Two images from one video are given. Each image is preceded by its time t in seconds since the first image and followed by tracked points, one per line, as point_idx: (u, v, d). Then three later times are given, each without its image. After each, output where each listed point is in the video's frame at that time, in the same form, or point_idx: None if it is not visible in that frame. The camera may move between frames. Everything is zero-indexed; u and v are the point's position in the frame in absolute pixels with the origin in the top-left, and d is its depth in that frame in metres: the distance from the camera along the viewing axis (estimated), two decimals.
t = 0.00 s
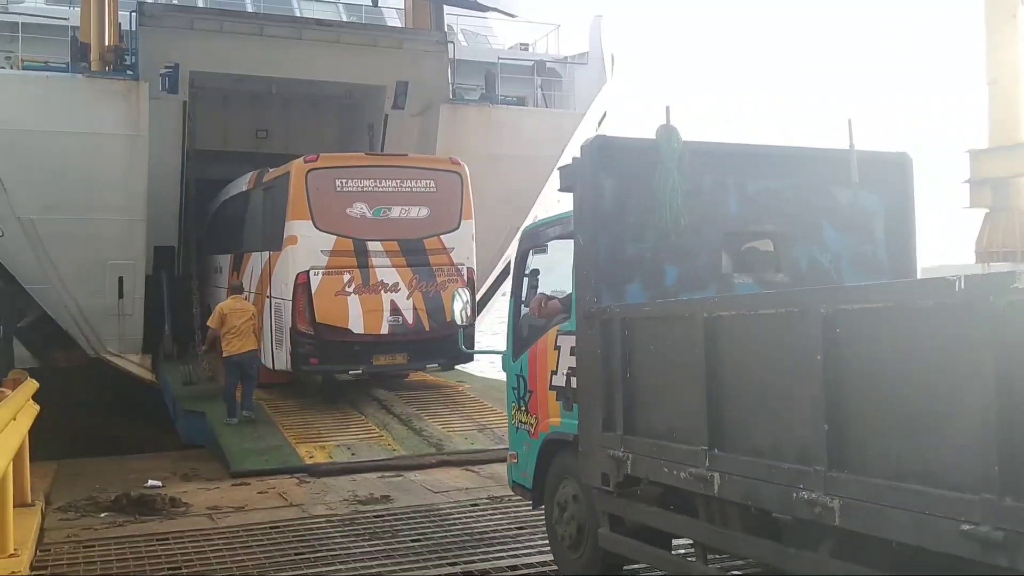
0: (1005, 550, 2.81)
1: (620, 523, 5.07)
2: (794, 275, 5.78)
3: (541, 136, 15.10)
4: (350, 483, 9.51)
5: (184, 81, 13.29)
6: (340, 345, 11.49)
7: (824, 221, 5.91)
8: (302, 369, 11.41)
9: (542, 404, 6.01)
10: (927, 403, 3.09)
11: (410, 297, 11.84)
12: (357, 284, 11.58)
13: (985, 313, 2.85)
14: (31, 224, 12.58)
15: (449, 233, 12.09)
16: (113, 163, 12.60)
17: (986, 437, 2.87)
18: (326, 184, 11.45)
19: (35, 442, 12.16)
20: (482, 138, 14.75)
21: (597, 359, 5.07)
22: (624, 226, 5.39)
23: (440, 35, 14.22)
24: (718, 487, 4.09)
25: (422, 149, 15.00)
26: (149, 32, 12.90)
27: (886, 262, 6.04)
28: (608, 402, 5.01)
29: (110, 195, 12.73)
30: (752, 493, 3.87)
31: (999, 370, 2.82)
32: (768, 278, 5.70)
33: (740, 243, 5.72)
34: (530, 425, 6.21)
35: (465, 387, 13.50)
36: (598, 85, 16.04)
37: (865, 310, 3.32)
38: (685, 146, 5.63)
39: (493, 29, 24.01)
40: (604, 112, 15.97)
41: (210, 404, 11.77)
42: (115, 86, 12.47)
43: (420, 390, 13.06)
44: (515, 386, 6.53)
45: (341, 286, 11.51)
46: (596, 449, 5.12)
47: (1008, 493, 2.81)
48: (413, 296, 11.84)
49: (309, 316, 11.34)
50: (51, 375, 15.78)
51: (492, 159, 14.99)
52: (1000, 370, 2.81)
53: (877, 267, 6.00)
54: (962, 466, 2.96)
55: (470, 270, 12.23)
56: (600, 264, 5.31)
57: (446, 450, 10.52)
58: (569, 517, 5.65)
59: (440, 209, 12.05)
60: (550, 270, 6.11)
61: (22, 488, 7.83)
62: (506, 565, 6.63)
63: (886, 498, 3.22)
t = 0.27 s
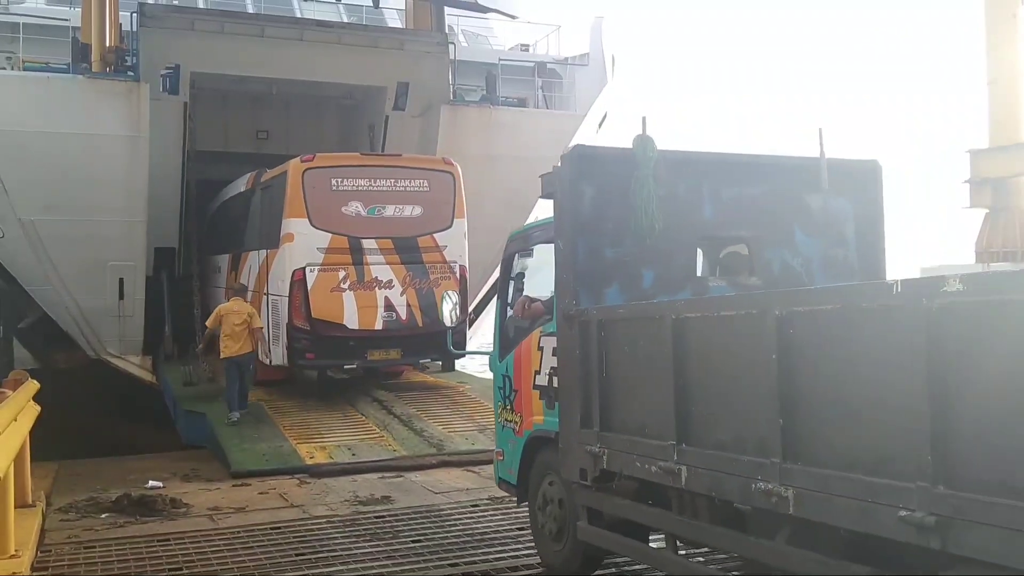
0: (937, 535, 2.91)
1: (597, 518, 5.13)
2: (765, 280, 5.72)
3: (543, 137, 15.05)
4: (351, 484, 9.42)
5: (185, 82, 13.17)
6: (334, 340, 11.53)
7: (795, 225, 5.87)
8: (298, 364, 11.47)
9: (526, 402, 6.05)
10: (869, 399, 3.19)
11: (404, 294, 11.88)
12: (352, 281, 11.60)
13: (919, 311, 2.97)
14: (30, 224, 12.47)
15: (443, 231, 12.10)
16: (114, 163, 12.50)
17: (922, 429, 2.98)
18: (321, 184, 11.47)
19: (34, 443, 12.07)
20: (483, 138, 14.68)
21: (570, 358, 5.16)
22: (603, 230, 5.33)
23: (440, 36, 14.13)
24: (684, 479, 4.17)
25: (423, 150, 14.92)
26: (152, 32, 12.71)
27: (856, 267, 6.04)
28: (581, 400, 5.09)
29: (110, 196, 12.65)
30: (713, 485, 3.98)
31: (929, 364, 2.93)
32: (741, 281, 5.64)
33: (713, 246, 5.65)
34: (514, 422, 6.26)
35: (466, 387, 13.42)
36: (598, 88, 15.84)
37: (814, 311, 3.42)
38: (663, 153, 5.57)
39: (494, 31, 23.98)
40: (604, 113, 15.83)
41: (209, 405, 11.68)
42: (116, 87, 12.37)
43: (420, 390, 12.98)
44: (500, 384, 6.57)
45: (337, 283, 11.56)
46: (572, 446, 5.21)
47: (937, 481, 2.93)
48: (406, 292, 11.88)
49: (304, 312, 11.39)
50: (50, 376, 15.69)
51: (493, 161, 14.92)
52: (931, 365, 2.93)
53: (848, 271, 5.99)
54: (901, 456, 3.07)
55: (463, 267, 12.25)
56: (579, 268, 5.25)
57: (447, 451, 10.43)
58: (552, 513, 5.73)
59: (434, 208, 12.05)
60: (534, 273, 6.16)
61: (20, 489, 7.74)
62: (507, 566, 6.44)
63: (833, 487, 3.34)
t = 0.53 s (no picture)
0: (889, 522, 3.12)
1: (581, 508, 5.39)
2: (745, 280, 5.90)
3: (544, 139, 15.00)
4: (352, 483, 9.38)
5: (186, 83, 13.17)
6: (329, 338, 11.59)
7: (774, 227, 6.05)
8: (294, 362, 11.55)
9: (514, 397, 6.27)
10: (830, 394, 3.41)
11: (399, 293, 11.94)
12: (347, 280, 11.70)
13: (874, 312, 3.19)
14: (31, 224, 12.43)
15: (437, 232, 12.19)
16: (114, 164, 12.45)
17: (875, 423, 3.20)
18: (317, 185, 11.63)
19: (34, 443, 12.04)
20: (484, 138, 14.65)
21: (556, 356, 5.37)
22: (586, 232, 5.54)
23: (441, 37, 13.97)
24: (659, 472, 4.42)
25: (424, 151, 14.87)
26: (154, 32, 12.65)
27: (835, 266, 6.19)
28: (564, 397, 5.31)
29: (112, 195, 12.60)
30: (686, 477, 4.21)
31: (883, 360, 3.16)
32: (721, 281, 5.83)
33: (694, 247, 5.86)
34: (503, 417, 6.49)
35: (467, 386, 13.40)
36: (600, 89, 15.63)
37: (779, 312, 3.64)
38: (645, 158, 5.77)
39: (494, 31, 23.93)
40: (607, 114, 15.62)
41: (209, 405, 11.63)
42: (117, 87, 12.31)
43: (421, 390, 12.95)
44: (490, 380, 6.80)
45: (332, 282, 11.67)
46: (553, 440, 5.45)
47: (889, 471, 3.15)
48: (401, 291, 11.94)
49: (301, 310, 11.49)
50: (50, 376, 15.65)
51: (493, 161, 14.91)
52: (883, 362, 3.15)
53: (828, 270, 6.13)
54: (857, 448, 3.29)
55: (457, 267, 12.30)
56: (562, 269, 5.47)
57: (448, 450, 10.39)
58: (536, 504, 6.00)
59: (428, 210, 12.16)
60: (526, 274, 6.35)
61: (21, 489, 7.71)
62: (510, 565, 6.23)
63: (796, 479, 3.55)
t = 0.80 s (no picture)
0: (841, 512, 3.31)
1: (564, 502, 5.61)
2: (722, 282, 6.08)
3: (544, 139, 15.01)
4: (352, 483, 9.35)
5: (187, 83, 12.97)
6: (324, 334, 11.75)
7: (752, 231, 6.20)
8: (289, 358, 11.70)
9: (500, 396, 6.47)
10: (788, 391, 3.62)
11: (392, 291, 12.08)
12: (341, 278, 11.84)
13: (826, 313, 3.40)
14: (31, 225, 12.37)
15: (429, 231, 12.30)
16: (115, 165, 12.37)
17: (879, 420, 3.19)
18: (313, 186, 11.72)
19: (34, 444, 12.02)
20: (484, 139, 14.63)
21: (539, 356, 5.57)
22: (569, 237, 5.74)
23: (443, 38, 13.83)
24: (633, 466, 4.65)
25: (424, 152, 14.81)
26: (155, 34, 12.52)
27: (811, 269, 6.34)
28: (546, 395, 5.53)
29: (112, 196, 12.53)
30: (659, 470, 4.45)
31: (835, 358, 3.36)
32: (701, 282, 6.04)
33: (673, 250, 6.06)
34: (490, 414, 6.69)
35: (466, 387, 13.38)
36: (602, 90, 15.41)
37: (742, 314, 3.84)
38: (626, 165, 5.95)
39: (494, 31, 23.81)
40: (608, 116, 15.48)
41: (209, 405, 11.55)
42: (117, 89, 12.23)
43: (420, 390, 12.94)
44: (477, 379, 6.98)
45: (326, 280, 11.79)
46: (536, 435, 5.67)
47: (841, 463, 3.34)
48: (394, 290, 12.08)
49: (296, 308, 11.62)
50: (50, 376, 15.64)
51: (493, 161, 14.92)
52: (835, 359, 3.35)
53: (803, 273, 6.28)
54: (812, 442, 3.49)
55: (449, 266, 12.43)
56: (545, 271, 5.67)
57: (448, 450, 10.36)
58: (523, 499, 6.25)
59: (421, 211, 12.26)
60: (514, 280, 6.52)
61: (21, 489, 7.70)
62: (507, 565, 6.14)
63: (756, 471, 3.78)
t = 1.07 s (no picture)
0: (794, 500, 3.41)
1: (547, 497, 5.59)
2: (698, 285, 6.02)
3: (545, 139, 14.97)
4: (353, 483, 9.32)
5: (188, 83, 12.82)
6: (318, 329, 11.78)
7: (727, 235, 6.16)
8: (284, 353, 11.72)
9: (486, 395, 6.61)
10: (748, 387, 3.71)
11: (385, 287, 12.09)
12: (335, 274, 11.85)
13: (780, 312, 3.49)
14: (32, 225, 12.32)
15: (421, 230, 12.26)
16: (115, 164, 12.27)
17: (874, 414, 3.11)
18: (307, 186, 11.73)
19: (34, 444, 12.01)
20: (484, 139, 14.60)
21: (518, 354, 5.64)
22: (549, 240, 5.74)
23: (443, 39, 13.67)
24: (608, 460, 4.70)
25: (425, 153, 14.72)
26: (155, 33, 12.47)
27: (788, 272, 6.26)
28: (526, 393, 5.56)
29: (113, 196, 12.46)
30: (631, 464, 4.50)
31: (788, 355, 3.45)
32: (679, 285, 5.98)
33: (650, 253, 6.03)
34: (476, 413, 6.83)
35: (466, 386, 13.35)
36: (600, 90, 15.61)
37: (717, 313, 3.84)
38: (605, 170, 5.93)
39: (496, 32, 23.65)
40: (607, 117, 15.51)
41: (209, 405, 11.49)
42: (118, 89, 12.07)
43: (420, 389, 12.92)
44: (464, 378, 7.12)
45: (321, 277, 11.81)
46: (519, 431, 5.68)
47: (795, 455, 3.44)
48: (387, 286, 12.08)
49: (291, 303, 11.65)
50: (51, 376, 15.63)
51: (494, 162, 14.91)
52: (788, 356, 3.45)
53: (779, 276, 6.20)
54: (804, 437, 3.41)
55: (441, 264, 12.40)
56: (527, 274, 5.67)
57: (449, 450, 10.33)
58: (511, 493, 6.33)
59: (413, 210, 12.23)
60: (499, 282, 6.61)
61: (20, 489, 7.67)
62: (507, 565, 6.10)
63: (719, 463, 3.84)
